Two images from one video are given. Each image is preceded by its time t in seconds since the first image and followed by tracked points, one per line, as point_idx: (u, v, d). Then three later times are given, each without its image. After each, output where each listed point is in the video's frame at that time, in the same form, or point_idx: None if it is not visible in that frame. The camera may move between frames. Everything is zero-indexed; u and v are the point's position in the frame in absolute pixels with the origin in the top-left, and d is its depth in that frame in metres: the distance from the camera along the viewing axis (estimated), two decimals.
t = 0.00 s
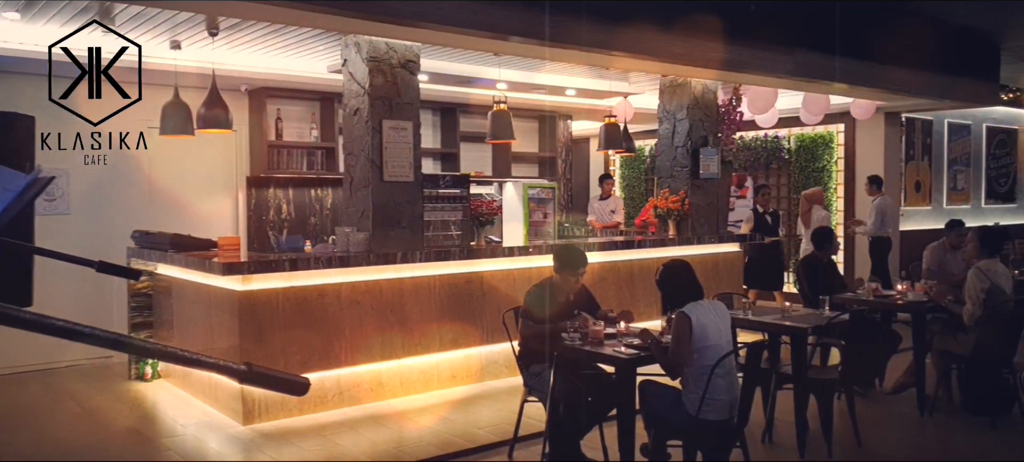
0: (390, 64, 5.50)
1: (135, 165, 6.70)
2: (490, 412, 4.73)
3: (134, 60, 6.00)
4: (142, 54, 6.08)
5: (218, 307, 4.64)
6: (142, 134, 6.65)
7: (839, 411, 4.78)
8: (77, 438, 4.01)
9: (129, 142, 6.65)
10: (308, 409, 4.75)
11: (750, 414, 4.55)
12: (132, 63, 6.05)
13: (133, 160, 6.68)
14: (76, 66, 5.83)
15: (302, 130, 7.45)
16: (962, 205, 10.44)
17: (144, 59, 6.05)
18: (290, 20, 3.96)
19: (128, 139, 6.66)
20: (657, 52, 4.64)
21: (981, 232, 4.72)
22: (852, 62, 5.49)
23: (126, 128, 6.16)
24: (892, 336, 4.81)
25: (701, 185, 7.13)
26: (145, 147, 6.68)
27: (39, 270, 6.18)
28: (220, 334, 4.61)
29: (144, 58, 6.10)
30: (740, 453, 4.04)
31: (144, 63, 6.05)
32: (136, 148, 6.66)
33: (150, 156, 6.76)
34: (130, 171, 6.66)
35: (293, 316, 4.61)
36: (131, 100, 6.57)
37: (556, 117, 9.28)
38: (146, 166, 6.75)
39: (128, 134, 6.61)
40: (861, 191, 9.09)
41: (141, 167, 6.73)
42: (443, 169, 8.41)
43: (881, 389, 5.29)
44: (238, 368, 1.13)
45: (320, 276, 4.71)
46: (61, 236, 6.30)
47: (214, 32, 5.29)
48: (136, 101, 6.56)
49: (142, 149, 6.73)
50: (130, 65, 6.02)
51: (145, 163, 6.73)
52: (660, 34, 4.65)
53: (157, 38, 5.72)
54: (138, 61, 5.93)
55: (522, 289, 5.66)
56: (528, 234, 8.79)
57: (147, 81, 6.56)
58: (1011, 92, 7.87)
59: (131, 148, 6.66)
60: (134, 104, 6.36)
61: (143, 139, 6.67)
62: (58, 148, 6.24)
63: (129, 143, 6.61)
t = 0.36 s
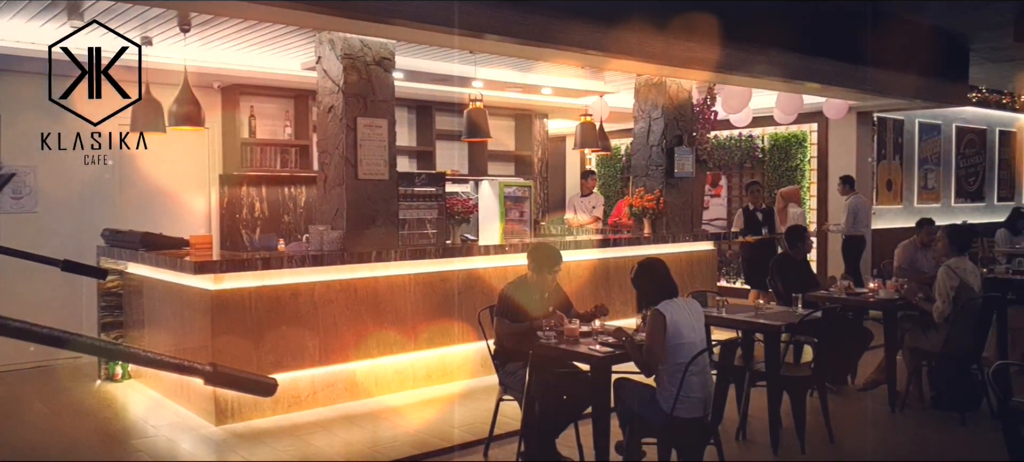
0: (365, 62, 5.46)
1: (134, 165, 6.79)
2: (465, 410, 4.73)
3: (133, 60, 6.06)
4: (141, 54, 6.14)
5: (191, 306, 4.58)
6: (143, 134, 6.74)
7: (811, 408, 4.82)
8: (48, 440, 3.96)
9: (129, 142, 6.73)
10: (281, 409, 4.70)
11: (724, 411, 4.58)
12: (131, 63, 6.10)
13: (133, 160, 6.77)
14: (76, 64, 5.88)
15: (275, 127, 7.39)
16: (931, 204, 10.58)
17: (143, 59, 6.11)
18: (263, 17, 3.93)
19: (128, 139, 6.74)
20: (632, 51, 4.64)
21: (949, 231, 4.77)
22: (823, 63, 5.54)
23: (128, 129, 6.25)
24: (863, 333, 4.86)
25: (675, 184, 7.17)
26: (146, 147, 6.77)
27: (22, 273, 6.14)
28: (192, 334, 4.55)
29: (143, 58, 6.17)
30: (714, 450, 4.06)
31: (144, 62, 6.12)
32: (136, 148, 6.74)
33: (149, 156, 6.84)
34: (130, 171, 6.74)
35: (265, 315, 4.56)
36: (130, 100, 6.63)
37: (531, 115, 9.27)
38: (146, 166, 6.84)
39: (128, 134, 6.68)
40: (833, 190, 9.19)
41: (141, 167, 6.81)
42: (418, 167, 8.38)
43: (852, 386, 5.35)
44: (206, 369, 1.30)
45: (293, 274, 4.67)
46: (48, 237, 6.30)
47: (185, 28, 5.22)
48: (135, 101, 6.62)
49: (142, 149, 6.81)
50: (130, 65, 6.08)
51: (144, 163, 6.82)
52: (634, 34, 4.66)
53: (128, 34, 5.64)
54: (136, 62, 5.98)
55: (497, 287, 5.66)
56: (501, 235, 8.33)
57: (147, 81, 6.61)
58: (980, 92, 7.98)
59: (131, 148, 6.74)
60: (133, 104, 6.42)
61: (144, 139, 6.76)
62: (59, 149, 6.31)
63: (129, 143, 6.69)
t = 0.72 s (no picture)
0: (335, 58, 5.41)
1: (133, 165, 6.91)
2: (435, 410, 4.71)
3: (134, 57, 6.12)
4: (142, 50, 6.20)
5: (156, 304, 4.51)
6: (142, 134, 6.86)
7: (778, 406, 4.87)
8: (14, 440, 3.91)
9: (128, 142, 6.84)
10: (247, 409, 4.65)
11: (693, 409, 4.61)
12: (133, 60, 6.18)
13: (132, 159, 6.88)
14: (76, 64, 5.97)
15: (244, 124, 7.30)
16: (897, 205, 10.73)
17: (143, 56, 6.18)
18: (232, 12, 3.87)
19: (128, 139, 6.85)
20: (604, 51, 4.65)
21: (914, 232, 4.83)
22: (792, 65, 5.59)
23: (125, 130, 6.36)
24: (830, 332, 4.91)
25: (646, 184, 7.20)
26: (145, 147, 6.89)
27: None
28: (157, 333, 4.49)
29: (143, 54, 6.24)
30: (682, 449, 4.08)
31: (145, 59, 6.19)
32: (136, 147, 6.86)
33: (148, 156, 6.96)
34: (129, 171, 6.85)
35: (232, 313, 4.51)
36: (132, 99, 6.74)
37: (504, 114, 9.26)
38: (144, 166, 6.95)
39: (128, 134, 6.81)
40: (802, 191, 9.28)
41: (139, 166, 6.92)
42: (389, 165, 8.33)
43: (818, 385, 5.41)
44: (161, 368, 1.25)
45: (261, 273, 4.62)
46: (44, 236, 6.37)
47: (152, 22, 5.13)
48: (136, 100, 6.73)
49: (141, 148, 6.93)
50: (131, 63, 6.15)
51: (142, 163, 6.93)
52: (606, 33, 4.67)
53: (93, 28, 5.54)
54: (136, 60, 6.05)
55: (468, 286, 5.64)
56: (473, 233, 8.24)
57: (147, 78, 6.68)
58: (945, 95, 8.10)
59: (131, 148, 6.86)
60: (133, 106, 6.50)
61: (143, 138, 6.89)
62: (59, 149, 6.42)
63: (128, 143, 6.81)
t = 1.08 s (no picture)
0: (305, 55, 5.37)
1: (133, 164, 7.03)
2: (408, 410, 4.69)
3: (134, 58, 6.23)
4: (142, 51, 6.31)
5: (123, 304, 4.44)
6: (142, 134, 6.96)
7: (749, 404, 4.91)
8: None
9: (129, 142, 6.96)
10: (217, 410, 4.60)
11: (665, 407, 4.64)
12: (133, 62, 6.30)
13: (133, 159, 7.01)
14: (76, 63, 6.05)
15: (213, 121, 7.21)
16: (866, 204, 10.86)
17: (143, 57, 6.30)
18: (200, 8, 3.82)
19: (128, 139, 6.96)
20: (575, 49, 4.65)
21: (881, 231, 4.89)
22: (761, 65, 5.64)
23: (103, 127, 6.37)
24: (800, 330, 4.96)
25: (619, 183, 7.21)
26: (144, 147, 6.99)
27: None
28: (124, 334, 4.42)
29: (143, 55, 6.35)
30: (653, 447, 4.10)
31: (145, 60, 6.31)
32: (136, 147, 6.97)
33: (148, 156, 7.07)
34: (127, 171, 6.97)
35: (201, 313, 4.45)
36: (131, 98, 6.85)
37: (477, 113, 9.23)
38: (134, 166, 7.01)
39: (128, 135, 6.92)
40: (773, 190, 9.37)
41: (140, 166, 7.05)
42: (362, 163, 8.28)
43: (789, 382, 5.46)
44: (118, 368, 1.20)
45: (231, 272, 4.56)
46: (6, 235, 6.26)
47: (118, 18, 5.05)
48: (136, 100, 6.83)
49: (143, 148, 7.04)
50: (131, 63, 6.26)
51: (143, 164, 7.05)
52: (577, 32, 4.67)
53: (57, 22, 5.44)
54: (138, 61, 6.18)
55: (441, 285, 5.62)
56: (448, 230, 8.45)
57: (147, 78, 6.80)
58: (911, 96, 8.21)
59: (131, 148, 6.98)
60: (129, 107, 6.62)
61: (143, 139, 6.98)
62: (58, 148, 6.58)
63: (128, 143, 6.92)
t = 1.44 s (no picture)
0: (279, 52, 5.32)
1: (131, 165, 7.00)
2: (382, 409, 4.67)
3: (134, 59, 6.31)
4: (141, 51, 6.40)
5: (93, 303, 4.38)
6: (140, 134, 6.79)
7: (723, 401, 4.95)
8: None
9: (128, 142, 6.90)
10: (188, 410, 4.55)
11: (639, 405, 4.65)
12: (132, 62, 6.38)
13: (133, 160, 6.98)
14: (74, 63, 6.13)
15: (186, 119, 7.14)
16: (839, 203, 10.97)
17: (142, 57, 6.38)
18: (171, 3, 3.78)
19: (128, 140, 6.90)
20: (551, 48, 4.65)
21: (853, 230, 4.94)
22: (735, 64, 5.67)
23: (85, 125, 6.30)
24: (773, 327, 5.00)
25: (595, 182, 7.22)
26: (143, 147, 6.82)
27: None
28: (94, 333, 4.36)
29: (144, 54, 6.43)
30: (627, 445, 4.11)
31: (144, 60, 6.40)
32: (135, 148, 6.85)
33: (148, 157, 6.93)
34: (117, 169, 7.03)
35: (172, 312, 4.40)
36: (130, 100, 6.78)
37: (453, 111, 9.21)
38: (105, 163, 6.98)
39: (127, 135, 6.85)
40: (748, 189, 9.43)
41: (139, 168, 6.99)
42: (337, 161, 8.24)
43: (762, 379, 5.50)
44: (73, 368, 1.31)
45: (203, 271, 4.51)
46: None
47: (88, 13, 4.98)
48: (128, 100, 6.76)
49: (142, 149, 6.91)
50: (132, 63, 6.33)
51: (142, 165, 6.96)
52: (553, 30, 4.65)
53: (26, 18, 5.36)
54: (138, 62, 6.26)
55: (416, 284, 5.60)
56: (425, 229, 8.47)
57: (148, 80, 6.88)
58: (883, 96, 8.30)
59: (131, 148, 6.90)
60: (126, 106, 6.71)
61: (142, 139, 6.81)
62: (59, 148, 6.89)
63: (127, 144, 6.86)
